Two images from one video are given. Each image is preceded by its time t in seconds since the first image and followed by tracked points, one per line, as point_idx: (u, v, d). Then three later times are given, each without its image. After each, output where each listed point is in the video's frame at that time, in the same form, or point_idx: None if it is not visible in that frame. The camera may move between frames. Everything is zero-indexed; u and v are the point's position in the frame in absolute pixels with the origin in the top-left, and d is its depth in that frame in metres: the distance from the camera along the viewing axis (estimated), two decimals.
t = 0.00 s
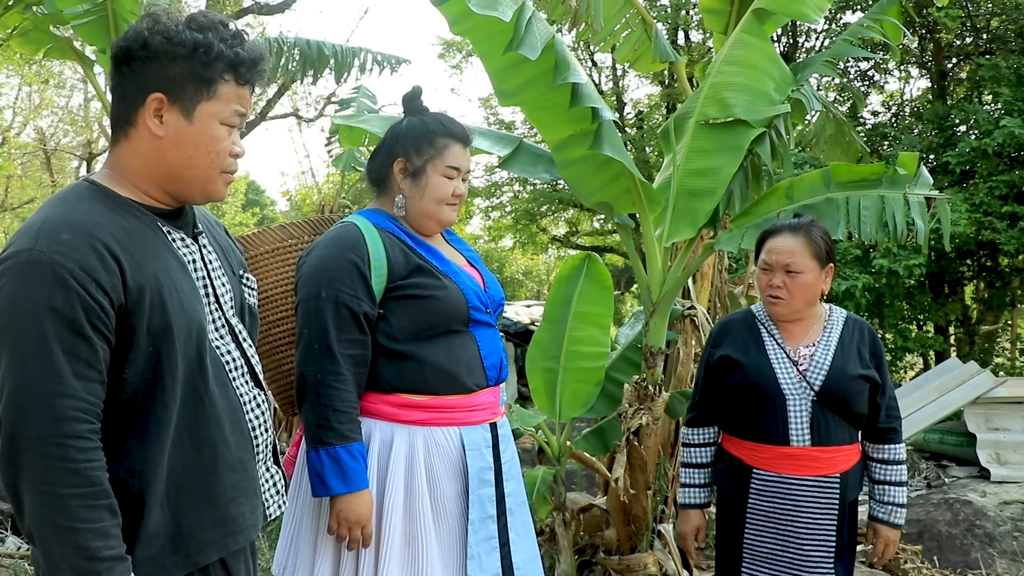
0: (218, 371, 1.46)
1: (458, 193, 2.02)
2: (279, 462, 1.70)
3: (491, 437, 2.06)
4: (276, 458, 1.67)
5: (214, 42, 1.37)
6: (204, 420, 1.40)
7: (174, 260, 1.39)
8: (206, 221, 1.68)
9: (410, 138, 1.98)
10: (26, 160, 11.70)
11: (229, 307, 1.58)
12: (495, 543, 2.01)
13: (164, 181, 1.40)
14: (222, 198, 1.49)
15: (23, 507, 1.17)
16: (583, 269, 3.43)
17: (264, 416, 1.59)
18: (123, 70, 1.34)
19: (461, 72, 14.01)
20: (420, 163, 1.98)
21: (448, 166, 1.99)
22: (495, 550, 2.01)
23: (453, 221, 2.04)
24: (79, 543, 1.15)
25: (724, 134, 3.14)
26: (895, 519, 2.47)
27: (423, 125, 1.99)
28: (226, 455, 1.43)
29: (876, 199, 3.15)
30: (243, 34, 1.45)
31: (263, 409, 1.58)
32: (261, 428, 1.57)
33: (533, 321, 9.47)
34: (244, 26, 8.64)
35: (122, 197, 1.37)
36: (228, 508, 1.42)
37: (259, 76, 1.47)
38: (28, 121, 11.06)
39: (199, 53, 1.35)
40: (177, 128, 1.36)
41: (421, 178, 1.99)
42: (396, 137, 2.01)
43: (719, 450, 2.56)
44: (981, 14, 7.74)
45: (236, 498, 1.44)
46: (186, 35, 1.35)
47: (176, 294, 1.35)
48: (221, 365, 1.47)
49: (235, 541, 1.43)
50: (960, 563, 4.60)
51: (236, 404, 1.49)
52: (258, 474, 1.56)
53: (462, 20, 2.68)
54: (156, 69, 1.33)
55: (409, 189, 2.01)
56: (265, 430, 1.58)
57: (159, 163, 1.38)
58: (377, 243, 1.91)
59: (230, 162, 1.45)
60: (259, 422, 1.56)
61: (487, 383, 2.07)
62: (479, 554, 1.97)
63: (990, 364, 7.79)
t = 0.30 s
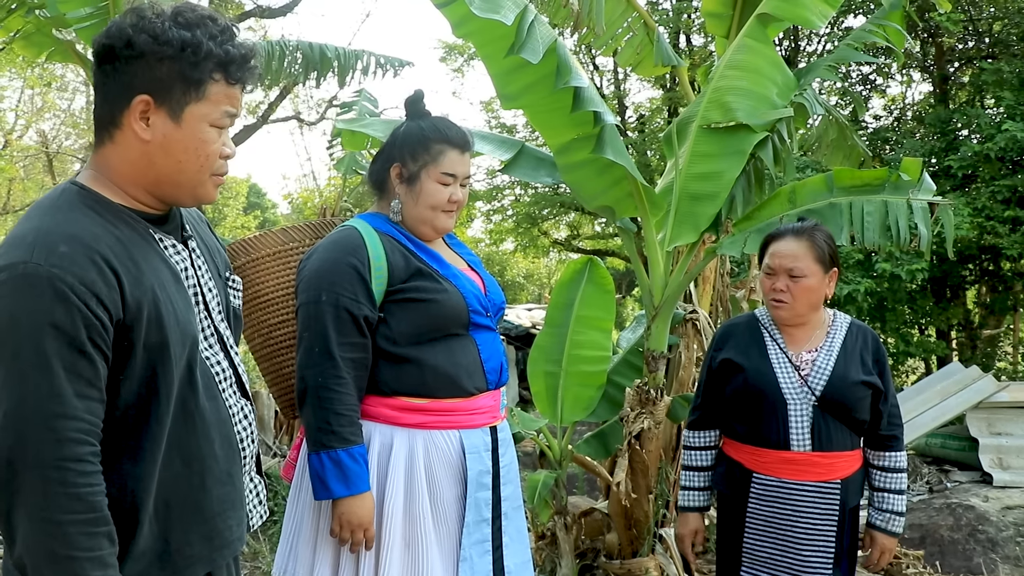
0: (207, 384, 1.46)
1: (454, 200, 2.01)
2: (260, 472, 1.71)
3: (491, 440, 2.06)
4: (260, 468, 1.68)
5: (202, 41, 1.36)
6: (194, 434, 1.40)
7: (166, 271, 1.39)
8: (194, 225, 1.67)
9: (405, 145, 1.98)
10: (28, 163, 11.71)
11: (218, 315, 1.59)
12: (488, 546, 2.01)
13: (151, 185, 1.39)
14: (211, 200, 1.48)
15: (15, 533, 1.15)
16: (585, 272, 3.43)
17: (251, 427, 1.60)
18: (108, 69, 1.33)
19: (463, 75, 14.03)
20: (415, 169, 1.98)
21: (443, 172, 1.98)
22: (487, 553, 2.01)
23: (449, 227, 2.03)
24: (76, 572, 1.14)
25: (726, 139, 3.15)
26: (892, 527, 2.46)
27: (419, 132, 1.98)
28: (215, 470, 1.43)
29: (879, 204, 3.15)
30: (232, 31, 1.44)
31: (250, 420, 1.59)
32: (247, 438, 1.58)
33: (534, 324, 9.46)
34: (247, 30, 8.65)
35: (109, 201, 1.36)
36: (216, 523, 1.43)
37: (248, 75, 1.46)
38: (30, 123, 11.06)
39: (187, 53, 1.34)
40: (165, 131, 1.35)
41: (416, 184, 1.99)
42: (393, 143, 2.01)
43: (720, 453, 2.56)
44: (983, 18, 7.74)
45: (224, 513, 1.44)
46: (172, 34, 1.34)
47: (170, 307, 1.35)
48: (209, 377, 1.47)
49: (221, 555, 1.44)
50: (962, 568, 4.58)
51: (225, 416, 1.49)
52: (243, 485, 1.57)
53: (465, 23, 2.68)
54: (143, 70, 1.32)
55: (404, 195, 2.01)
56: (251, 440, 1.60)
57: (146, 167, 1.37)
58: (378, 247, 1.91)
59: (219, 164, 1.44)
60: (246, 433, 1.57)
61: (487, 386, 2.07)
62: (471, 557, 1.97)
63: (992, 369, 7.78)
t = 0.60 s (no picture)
0: (208, 382, 1.47)
1: (455, 204, 2.01)
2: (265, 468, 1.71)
3: (493, 443, 2.06)
4: (265, 464, 1.68)
5: (191, 43, 1.37)
6: (194, 429, 1.40)
7: (162, 271, 1.40)
8: (193, 228, 1.68)
9: (406, 148, 1.99)
10: (30, 165, 11.75)
11: (219, 316, 1.59)
12: (490, 549, 2.01)
13: (147, 187, 1.40)
14: (207, 201, 1.48)
15: (32, 526, 1.16)
16: (587, 275, 3.43)
17: (254, 422, 1.59)
18: (100, 74, 1.35)
19: (464, 78, 14.04)
20: (415, 173, 1.98)
21: (443, 176, 1.98)
22: (490, 555, 2.01)
23: (449, 231, 2.04)
24: (89, 560, 1.15)
25: (727, 142, 3.16)
26: (896, 531, 2.46)
27: (421, 136, 1.99)
28: (217, 465, 1.43)
29: (880, 207, 3.16)
30: (223, 34, 1.45)
31: (254, 417, 1.59)
32: (251, 435, 1.58)
33: (536, 326, 9.46)
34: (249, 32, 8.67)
35: (106, 204, 1.37)
36: (219, 518, 1.43)
37: (240, 76, 1.47)
38: (32, 126, 11.09)
39: (176, 55, 1.35)
40: (157, 133, 1.36)
41: (415, 188, 1.99)
42: (393, 147, 2.02)
43: (722, 456, 2.57)
44: (984, 21, 7.75)
45: (227, 508, 1.45)
46: (162, 37, 1.35)
47: (167, 304, 1.36)
48: (210, 375, 1.48)
49: (226, 550, 1.44)
50: (964, 571, 4.58)
51: (227, 413, 1.50)
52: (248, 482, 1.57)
53: (467, 26, 2.70)
54: (134, 73, 1.33)
55: (405, 199, 2.02)
56: (254, 437, 1.59)
57: (141, 168, 1.37)
58: (380, 251, 1.92)
59: (213, 164, 1.44)
60: (249, 430, 1.57)
61: (489, 389, 2.08)
62: (474, 559, 1.98)
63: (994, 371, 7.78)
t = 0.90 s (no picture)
0: (217, 371, 1.47)
1: (451, 207, 2.02)
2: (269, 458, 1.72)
3: (490, 444, 2.06)
4: (270, 454, 1.69)
5: (198, 47, 1.39)
6: (203, 415, 1.41)
7: (171, 261, 1.41)
8: (198, 227, 1.68)
9: (402, 152, 2.00)
10: (28, 166, 11.75)
11: (223, 309, 1.60)
12: (486, 550, 2.02)
13: (157, 184, 1.41)
14: (214, 199, 1.49)
15: (29, 498, 1.16)
16: (584, 276, 3.41)
17: (258, 413, 1.60)
18: (112, 78, 1.36)
19: (463, 79, 14.04)
20: (411, 176, 1.99)
21: (438, 179, 1.98)
22: (486, 557, 2.02)
23: (447, 234, 2.05)
24: (86, 533, 1.15)
25: (725, 143, 3.15)
26: (898, 528, 2.47)
27: (417, 138, 1.99)
28: (224, 450, 1.44)
29: (877, 208, 3.17)
30: (226, 40, 1.47)
31: (258, 407, 1.60)
32: (255, 425, 1.58)
33: (534, 327, 9.47)
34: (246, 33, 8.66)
35: (118, 200, 1.38)
36: (226, 502, 1.43)
37: (243, 79, 1.49)
38: (30, 126, 11.08)
39: (184, 57, 1.37)
40: (167, 131, 1.37)
41: (412, 192, 2.00)
42: (390, 150, 2.03)
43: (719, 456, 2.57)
44: (981, 23, 7.76)
45: (234, 492, 1.45)
46: (171, 41, 1.37)
47: (175, 293, 1.37)
48: (218, 364, 1.48)
49: (233, 533, 1.44)
50: (961, 570, 4.58)
51: (234, 401, 1.50)
52: (253, 471, 1.58)
53: (464, 28, 2.71)
54: (144, 75, 1.35)
55: (402, 201, 2.03)
56: (258, 427, 1.60)
57: (151, 165, 1.39)
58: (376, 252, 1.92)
59: (220, 163, 1.45)
60: (253, 419, 1.58)
61: (486, 390, 2.08)
62: (469, 560, 1.98)
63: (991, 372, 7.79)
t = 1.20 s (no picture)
0: (223, 365, 1.49)
1: (447, 208, 2.02)
2: (278, 453, 1.74)
3: (490, 445, 2.07)
4: (276, 448, 1.71)
5: (197, 52, 1.40)
6: (210, 405, 1.43)
7: (177, 257, 1.43)
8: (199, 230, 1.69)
9: (398, 154, 2.00)
10: (26, 171, 11.75)
11: (228, 307, 1.62)
12: (487, 553, 2.02)
13: (159, 186, 1.43)
14: (216, 200, 1.51)
15: (39, 483, 1.20)
16: (582, 277, 3.43)
17: (265, 406, 1.61)
18: (114, 86, 1.38)
19: (459, 81, 14.04)
20: (407, 178, 2.00)
21: (433, 182, 1.99)
22: (486, 559, 2.02)
23: (444, 235, 2.04)
24: (95, 516, 1.18)
25: (722, 143, 3.16)
26: (891, 525, 2.47)
27: (412, 141, 2.00)
28: (232, 441, 1.45)
29: (874, 207, 3.17)
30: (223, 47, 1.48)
31: (264, 401, 1.61)
32: (262, 417, 1.60)
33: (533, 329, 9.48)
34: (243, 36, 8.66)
35: (124, 200, 1.40)
36: (235, 492, 1.44)
37: (240, 84, 1.50)
38: (27, 131, 11.08)
39: (184, 62, 1.38)
40: (169, 134, 1.39)
41: (408, 194, 2.00)
42: (387, 152, 2.04)
43: (719, 456, 2.57)
44: (977, 21, 7.77)
45: (242, 483, 1.46)
46: (171, 47, 1.38)
47: (181, 287, 1.40)
48: (225, 359, 1.50)
49: (241, 523, 1.45)
50: (960, 569, 4.58)
51: (241, 395, 1.52)
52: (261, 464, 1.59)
53: (461, 29, 2.72)
54: (145, 81, 1.37)
55: (398, 203, 2.03)
56: (266, 419, 1.61)
57: (154, 167, 1.40)
58: (373, 253, 1.93)
59: (220, 164, 1.47)
60: (260, 411, 1.59)
61: (485, 391, 2.08)
62: (469, 563, 1.99)
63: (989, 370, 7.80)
